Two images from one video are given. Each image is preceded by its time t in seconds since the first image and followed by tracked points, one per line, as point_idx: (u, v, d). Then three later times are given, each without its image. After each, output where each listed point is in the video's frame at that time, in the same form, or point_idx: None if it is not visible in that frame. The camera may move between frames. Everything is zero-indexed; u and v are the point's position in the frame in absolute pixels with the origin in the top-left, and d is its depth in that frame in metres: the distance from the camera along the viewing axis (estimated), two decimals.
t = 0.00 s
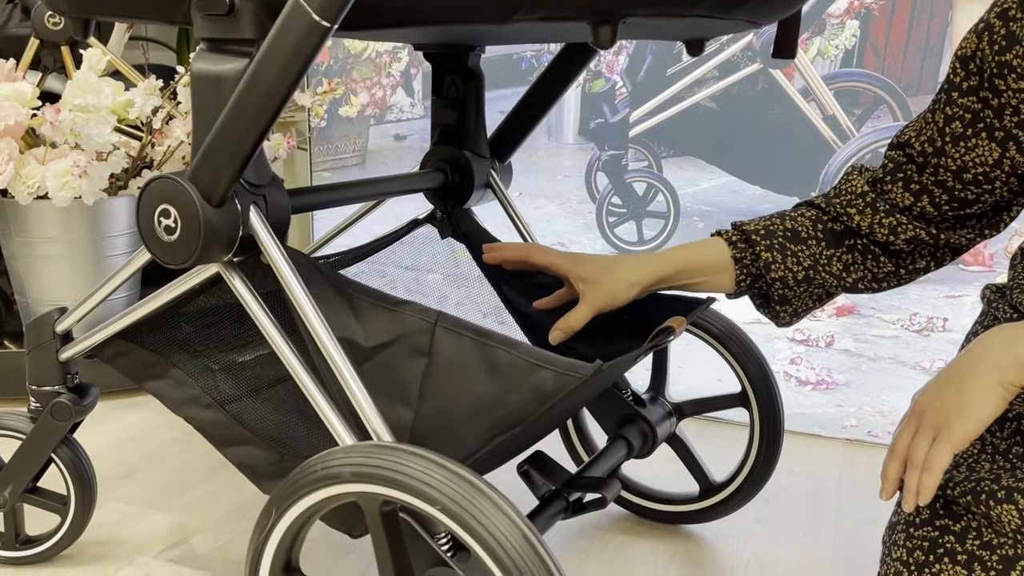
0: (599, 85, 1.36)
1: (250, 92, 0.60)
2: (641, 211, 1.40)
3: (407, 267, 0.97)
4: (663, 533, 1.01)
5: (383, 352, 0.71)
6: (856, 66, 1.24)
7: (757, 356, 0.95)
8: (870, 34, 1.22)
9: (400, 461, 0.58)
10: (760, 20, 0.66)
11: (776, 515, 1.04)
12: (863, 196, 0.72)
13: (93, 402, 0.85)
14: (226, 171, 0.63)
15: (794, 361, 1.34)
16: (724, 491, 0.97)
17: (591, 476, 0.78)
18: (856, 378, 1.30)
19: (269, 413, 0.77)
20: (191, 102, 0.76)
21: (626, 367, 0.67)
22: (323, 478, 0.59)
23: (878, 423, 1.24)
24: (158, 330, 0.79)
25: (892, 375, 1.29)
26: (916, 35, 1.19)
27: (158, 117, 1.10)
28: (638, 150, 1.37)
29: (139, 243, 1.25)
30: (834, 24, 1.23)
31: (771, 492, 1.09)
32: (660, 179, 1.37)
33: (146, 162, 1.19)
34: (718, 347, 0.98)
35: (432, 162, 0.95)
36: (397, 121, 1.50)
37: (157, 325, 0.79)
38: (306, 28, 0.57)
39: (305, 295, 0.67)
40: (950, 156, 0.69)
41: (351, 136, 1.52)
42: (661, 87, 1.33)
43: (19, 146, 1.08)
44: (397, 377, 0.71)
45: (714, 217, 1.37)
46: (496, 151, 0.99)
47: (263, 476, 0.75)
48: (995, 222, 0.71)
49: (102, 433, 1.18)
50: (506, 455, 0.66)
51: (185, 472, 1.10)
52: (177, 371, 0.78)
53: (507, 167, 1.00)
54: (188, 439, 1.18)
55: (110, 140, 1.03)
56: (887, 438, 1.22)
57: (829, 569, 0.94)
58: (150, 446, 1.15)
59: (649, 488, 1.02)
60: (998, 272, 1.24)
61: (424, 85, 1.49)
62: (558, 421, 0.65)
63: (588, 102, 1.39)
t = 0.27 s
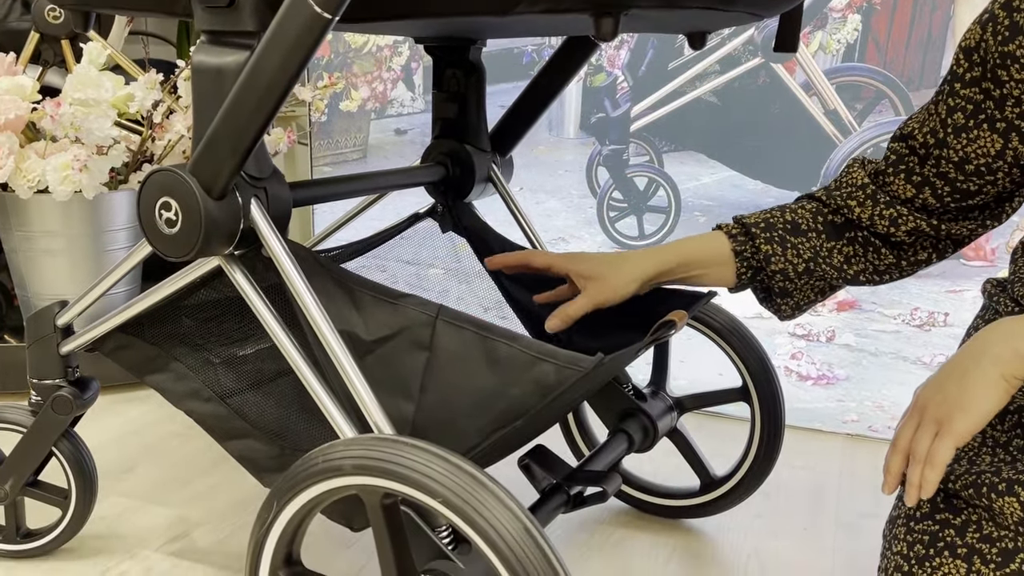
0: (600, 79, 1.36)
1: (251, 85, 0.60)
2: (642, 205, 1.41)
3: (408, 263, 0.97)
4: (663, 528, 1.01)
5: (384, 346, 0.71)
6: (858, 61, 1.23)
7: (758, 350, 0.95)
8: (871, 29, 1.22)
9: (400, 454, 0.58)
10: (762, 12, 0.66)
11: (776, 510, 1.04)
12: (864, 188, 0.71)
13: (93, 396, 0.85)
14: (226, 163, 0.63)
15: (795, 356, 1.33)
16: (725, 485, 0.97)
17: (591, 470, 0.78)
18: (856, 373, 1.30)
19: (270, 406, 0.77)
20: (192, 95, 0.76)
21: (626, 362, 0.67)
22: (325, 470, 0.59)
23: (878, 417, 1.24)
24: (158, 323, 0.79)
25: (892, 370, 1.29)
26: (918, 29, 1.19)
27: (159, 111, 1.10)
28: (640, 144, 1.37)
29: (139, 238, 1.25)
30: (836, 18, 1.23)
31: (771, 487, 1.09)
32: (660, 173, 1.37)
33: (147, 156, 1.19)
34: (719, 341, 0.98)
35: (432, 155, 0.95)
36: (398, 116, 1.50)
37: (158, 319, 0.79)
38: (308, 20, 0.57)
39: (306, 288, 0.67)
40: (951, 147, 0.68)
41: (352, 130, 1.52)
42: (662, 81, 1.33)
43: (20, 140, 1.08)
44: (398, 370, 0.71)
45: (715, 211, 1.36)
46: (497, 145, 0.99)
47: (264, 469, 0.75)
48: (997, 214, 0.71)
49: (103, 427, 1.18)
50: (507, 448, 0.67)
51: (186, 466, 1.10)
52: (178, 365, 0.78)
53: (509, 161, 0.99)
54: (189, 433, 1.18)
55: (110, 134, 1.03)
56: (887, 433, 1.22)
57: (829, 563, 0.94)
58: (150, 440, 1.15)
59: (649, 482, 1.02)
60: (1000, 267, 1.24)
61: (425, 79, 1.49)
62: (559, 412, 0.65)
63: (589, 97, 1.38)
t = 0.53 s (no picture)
0: (601, 75, 1.36)
1: (252, 79, 0.60)
2: (642, 201, 1.40)
3: (408, 259, 0.97)
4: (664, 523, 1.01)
5: (385, 340, 0.72)
6: (860, 56, 1.23)
7: (759, 346, 0.95)
8: (874, 24, 1.22)
9: (401, 448, 0.58)
10: (765, 6, 0.66)
11: (777, 506, 1.04)
12: (922, 172, 0.65)
13: (95, 390, 0.85)
14: (227, 157, 0.63)
15: (796, 351, 1.33)
16: (725, 481, 0.97)
17: (591, 465, 0.78)
18: (857, 369, 1.30)
19: (271, 401, 0.76)
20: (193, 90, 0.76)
21: (627, 358, 0.66)
22: (326, 465, 0.59)
23: (879, 413, 1.25)
24: (159, 319, 0.79)
25: (893, 365, 1.29)
26: (920, 25, 1.20)
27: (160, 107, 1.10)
28: (641, 140, 1.37)
29: (139, 233, 1.25)
30: (837, 13, 1.23)
31: (772, 483, 1.09)
32: (663, 169, 1.36)
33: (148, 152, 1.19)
34: (720, 337, 0.97)
35: (433, 151, 0.95)
36: (399, 111, 1.50)
37: (159, 314, 0.79)
38: (310, 14, 0.57)
39: (306, 282, 0.66)
40: (977, 142, 0.64)
41: (353, 126, 1.52)
42: (663, 76, 1.33)
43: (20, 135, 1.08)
44: (399, 365, 0.71)
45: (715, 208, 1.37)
46: (499, 140, 0.99)
47: (265, 464, 0.75)
48: None
49: (104, 422, 1.18)
50: (508, 443, 0.66)
51: (188, 461, 1.10)
52: (179, 360, 0.78)
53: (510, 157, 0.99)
54: (190, 428, 1.18)
55: (111, 129, 1.02)
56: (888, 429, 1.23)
57: (830, 559, 0.94)
58: (150, 435, 1.16)
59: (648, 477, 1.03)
60: (1001, 263, 1.24)
61: (426, 74, 1.49)
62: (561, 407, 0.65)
63: (590, 92, 1.39)
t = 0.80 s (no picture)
0: (601, 71, 1.36)
1: (252, 73, 0.60)
2: (643, 197, 1.40)
3: (408, 255, 0.97)
4: (664, 519, 1.01)
5: (385, 335, 0.72)
6: (861, 52, 1.23)
7: (760, 342, 0.95)
8: (875, 20, 1.21)
9: (401, 442, 0.58)
10: None
11: (778, 502, 1.04)
12: (950, 182, 0.63)
13: (95, 385, 0.86)
14: (227, 152, 0.63)
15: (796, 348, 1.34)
16: (725, 477, 0.97)
17: (592, 461, 0.78)
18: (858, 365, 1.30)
19: (271, 396, 0.76)
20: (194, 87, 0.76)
21: (627, 353, 0.66)
22: (327, 459, 0.59)
23: (878, 410, 1.26)
24: (159, 314, 0.79)
25: (894, 361, 1.29)
26: (921, 21, 1.19)
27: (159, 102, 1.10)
28: (641, 136, 1.37)
29: (140, 229, 1.25)
30: (837, 9, 1.22)
31: (772, 478, 1.09)
32: (664, 165, 1.37)
33: (148, 148, 1.19)
34: (720, 333, 0.97)
35: (433, 147, 0.95)
36: (399, 107, 1.50)
37: (159, 309, 0.79)
38: (310, 7, 0.56)
39: (307, 276, 0.67)
40: (997, 147, 0.61)
41: (353, 122, 1.52)
42: (663, 73, 1.33)
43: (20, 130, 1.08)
44: (399, 360, 0.71)
45: (715, 204, 1.37)
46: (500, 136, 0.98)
47: (265, 459, 0.75)
48: None
49: (104, 418, 1.18)
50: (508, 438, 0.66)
51: (188, 456, 1.10)
52: (179, 354, 0.78)
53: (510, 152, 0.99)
54: (190, 424, 1.18)
55: (111, 125, 1.02)
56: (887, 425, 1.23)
57: (830, 555, 0.94)
58: (151, 430, 1.16)
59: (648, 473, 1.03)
60: (1001, 259, 1.23)
61: (426, 70, 1.49)
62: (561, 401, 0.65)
63: (590, 88, 1.39)
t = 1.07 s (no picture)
0: (601, 68, 1.36)
1: (253, 70, 0.60)
2: (643, 194, 1.40)
3: (409, 253, 0.97)
4: (664, 516, 1.01)
5: (386, 332, 0.72)
6: (862, 49, 1.23)
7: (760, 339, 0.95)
8: (875, 17, 1.21)
9: (403, 439, 0.58)
10: None
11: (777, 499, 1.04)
12: (916, 156, 0.67)
13: (95, 382, 0.86)
14: (228, 148, 0.63)
15: (796, 345, 1.34)
16: (726, 474, 0.97)
17: (592, 458, 0.78)
18: (858, 363, 1.30)
19: (272, 393, 0.76)
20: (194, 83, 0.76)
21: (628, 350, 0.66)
22: (327, 456, 0.59)
23: (880, 407, 1.27)
24: (160, 311, 0.79)
25: (894, 359, 1.29)
26: (921, 20, 1.20)
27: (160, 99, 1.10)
28: (642, 133, 1.37)
29: (140, 226, 1.25)
30: (838, 6, 1.23)
31: (772, 476, 1.09)
32: (663, 162, 1.37)
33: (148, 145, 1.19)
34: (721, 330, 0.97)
35: (433, 143, 0.95)
36: (399, 105, 1.49)
37: (160, 306, 0.79)
38: (311, 4, 0.56)
39: (307, 273, 0.67)
40: (975, 124, 0.63)
41: (353, 119, 1.52)
42: (664, 70, 1.33)
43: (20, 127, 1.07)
44: (401, 357, 0.71)
45: (716, 201, 1.37)
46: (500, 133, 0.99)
47: (265, 456, 0.75)
48: None
49: (104, 415, 1.18)
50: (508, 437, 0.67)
51: (189, 453, 1.10)
52: (179, 351, 0.78)
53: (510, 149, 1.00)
54: (190, 421, 1.18)
55: (111, 122, 1.02)
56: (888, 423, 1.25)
57: (831, 552, 0.94)
58: (151, 428, 1.16)
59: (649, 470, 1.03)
60: (1002, 256, 1.23)
61: (427, 66, 1.48)
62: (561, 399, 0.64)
63: (591, 85, 1.39)
